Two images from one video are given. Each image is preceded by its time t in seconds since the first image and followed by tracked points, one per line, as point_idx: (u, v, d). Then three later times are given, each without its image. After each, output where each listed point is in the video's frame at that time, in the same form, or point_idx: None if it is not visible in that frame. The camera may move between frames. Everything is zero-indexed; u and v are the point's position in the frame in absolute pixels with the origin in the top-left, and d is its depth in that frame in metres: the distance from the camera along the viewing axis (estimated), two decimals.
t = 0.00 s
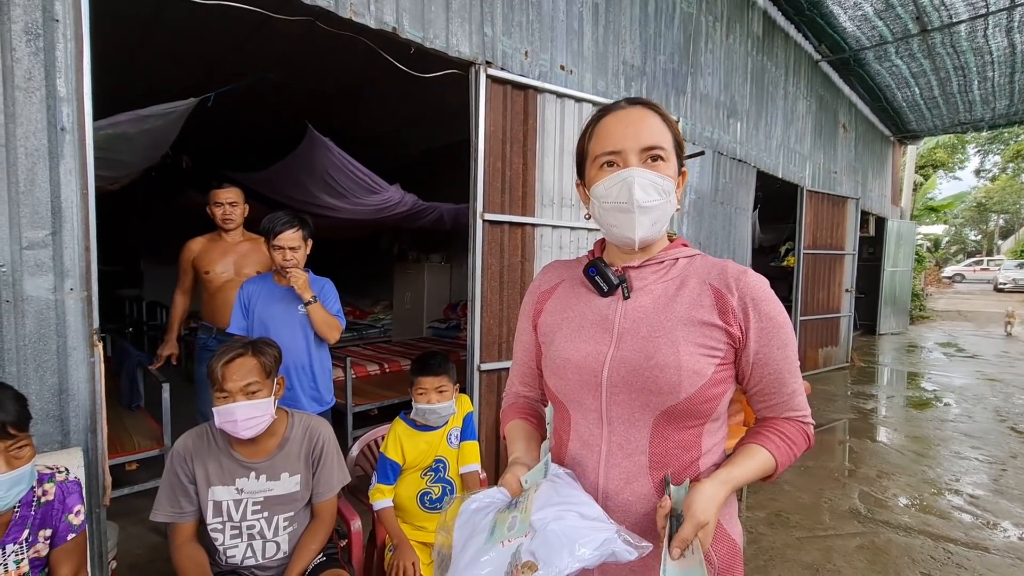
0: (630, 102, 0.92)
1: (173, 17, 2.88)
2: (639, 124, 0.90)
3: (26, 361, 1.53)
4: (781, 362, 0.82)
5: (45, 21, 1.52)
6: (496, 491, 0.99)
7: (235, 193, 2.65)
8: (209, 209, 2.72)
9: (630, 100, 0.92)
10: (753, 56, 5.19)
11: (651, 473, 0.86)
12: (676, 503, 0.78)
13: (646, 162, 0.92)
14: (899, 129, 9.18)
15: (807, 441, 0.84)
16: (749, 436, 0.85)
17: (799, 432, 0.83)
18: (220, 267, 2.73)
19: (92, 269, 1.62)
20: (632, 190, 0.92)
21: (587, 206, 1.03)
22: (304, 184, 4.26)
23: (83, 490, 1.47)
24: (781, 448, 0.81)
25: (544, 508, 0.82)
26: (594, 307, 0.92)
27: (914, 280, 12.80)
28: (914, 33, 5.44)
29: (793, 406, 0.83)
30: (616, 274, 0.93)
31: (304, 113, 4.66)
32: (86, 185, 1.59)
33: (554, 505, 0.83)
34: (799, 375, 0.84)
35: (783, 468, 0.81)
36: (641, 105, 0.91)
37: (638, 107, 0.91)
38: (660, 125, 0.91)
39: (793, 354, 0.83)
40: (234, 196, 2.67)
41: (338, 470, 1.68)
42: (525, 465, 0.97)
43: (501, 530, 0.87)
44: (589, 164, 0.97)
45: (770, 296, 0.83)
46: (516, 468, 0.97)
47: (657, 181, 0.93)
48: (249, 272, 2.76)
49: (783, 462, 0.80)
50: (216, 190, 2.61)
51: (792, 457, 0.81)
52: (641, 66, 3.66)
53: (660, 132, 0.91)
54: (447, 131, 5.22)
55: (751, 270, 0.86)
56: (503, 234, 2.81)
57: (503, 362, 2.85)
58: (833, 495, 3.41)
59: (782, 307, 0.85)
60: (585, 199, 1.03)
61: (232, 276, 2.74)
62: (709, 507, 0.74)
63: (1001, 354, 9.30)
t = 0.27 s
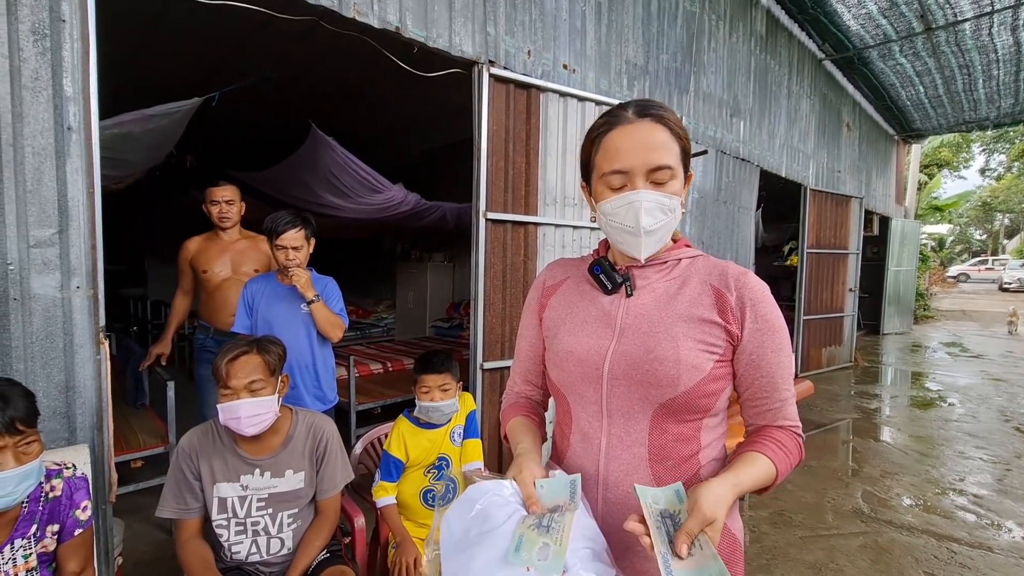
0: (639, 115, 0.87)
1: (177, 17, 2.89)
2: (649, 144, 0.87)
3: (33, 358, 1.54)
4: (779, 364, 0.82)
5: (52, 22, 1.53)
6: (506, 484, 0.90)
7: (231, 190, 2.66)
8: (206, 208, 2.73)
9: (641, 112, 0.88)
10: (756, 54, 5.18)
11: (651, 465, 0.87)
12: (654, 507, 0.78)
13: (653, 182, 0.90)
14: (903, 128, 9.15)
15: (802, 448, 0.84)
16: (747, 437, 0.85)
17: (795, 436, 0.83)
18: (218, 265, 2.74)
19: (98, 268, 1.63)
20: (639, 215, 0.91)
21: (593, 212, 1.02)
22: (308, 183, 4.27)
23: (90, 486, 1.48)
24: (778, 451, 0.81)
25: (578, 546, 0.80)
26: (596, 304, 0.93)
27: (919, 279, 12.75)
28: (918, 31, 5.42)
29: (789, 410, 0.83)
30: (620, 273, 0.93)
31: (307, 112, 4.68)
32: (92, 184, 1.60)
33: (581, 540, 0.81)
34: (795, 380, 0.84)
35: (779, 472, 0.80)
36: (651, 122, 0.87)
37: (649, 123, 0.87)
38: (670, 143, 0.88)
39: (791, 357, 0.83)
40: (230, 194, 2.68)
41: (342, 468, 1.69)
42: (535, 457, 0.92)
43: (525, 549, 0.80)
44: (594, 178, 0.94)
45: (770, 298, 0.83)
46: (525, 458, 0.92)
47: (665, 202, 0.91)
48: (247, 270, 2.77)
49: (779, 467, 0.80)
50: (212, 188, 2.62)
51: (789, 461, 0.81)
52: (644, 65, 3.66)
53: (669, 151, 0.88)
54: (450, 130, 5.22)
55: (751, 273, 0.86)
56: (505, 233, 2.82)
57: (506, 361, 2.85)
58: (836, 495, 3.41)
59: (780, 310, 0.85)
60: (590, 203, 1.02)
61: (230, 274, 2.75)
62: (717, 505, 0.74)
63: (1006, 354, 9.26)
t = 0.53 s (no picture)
0: (646, 124, 0.86)
1: (184, 17, 2.91)
2: (655, 156, 0.85)
3: (45, 355, 1.57)
4: (781, 359, 0.82)
5: (62, 22, 1.55)
6: (533, 500, 0.85)
7: (231, 188, 2.69)
8: (207, 207, 2.75)
9: (647, 120, 0.86)
10: (762, 53, 5.17)
11: (656, 457, 0.87)
12: (655, 508, 0.78)
13: (660, 192, 0.89)
14: (911, 126, 9.09)
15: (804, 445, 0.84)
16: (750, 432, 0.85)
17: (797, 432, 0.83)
18: (220, 264, 2.76)
19: (108, 265, 1.65)
20: (644, 226, 0.91)
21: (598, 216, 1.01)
22: (313, 182, 4.30)
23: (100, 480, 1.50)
24: (781, 445, 0.81)
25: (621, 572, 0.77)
26: (601, 300, 0.93)
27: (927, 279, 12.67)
28: (926, 28, 5.39)
29: (791, 407, 0.83)
30: (625, 270, 0.94)
31: (313, 112, 4.70)
32: (102, 183, 1.62)
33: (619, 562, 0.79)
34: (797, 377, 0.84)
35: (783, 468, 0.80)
36: (657, 133, 0.85)
37: (656, 132, 0.85)
38: (677, 151, 0.87)
39: (792, 353, 0.83)
40: (231, 192, 2.71)
41: (348, 464, 1.70)
42: (555, 455, 0.91)
43: None
44: (601, 187, 0.94)
45: (771, 294, 0.84)
46: (548, 460, 0.89)
47: (671, 212, 0.90)
48: (249, 268, 2.80)
49: (783, 464, 0.79)
50: (213, 186, 2.65)
51: (793, 456, 0.82)
52: (649, 63, 3.65)
53: (676, 160, 0.86)
54: (455, 129, 5.24)
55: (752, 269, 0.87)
56: (510, 232, 2.83)
57: (511, 359, 2.86)
58: (842, 494, 3.40)
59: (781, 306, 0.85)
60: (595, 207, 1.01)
61: (231, 273, 2.77)
62: (721, 503, 0.74)
63: (1015, 354, 9.19)
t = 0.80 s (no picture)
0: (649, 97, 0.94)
1: (192, 17, 2.94)
2: (658, 116, 0.93)
3: (56, 351, 1.59)
4: (787, 355, 0.82)
5: (73, 23, 1.57)
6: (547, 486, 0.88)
7: (234, 188, 2.69)
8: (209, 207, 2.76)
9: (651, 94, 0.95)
10: (769, 50, 5.15)
11: (664, 454, 0.88)
12: (670, 515, 0.78)
13: (663, 152, 0.94)
14: (920, 124, 9.03)
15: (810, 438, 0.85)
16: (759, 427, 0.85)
17: (805, 426, 0.84)
18: (224, 263, 2.79)
19: (118, 262, 1.67)
20: (649, 175, 0.94)
21: (603, 197, 1.04)
22: (320, 182, 4.32)
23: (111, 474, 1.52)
24: (792, 439, 0.81)
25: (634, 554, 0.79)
26: (606, 298, 0.94)
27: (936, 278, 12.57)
28: (935, 25, 5.35)
29: (797, 401, 0.83)
30: (629, 266, 0.94)
31: (319, 111, 4.72)
32: (111, 182, 1.65)
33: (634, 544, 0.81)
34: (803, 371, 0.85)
35: (791, 464, 0.80)
36: (659, 100, 0.93)
37: (658, 101, 0.93)
38: (676, 120, 0.94)
39: (799, 348, 0.84)
40: (233, 191, 2.71)
41: (354, 461, 1.72)
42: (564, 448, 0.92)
43: (584, 554, 0.78)
44: (607, 154, 0.99)
45: (776, 289, 0.84)
46: (560, 453, 0.91)
47: (673, 170, 0.94)
48: (253, 267, 2.82)
49: (791, 460, 0.80)
50: (216, 185, 2.65)
51: (802, 450, 0.82)
52: (655, 61, 3.65)
53: (675, 127, 0.94)
54: (461, 129, 5.25)
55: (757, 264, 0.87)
56: (515, 230, 2.83)
57: (516, 357, 2.87)
58: (848, 493, 3.39)
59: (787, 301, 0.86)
60: (602, 189, 1.05)
61: (237, 272, 2.80)
62: (728, 510, 0.74)
63: None
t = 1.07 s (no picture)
0: (642, 100, 0.91)
1: (197, 17, 2.95)
2: (655, 123, 0.90)
3: (64, 348, 1.60)
4: (789, 350, 0.82)
5: (80, 23, 1.58)
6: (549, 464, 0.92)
7: (236, 186, 2.71)
8: (212, 206, 2.77)
9: (642, 96, 0.91)
10: (774, 48, 5.13)
11: (665, 448, 0.88)
12: (675, 503, 0.79)
13: (662, 161, 0.93)
14: (926, 121, 8.98)
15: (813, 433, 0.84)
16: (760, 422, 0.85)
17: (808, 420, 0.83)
18: (229, 262, 2.80)
19: (124, 260, 1.68)
20: (651, 193, 0.93)
21: (603, 202, 1.04)
22: (324, 180, 4.33)
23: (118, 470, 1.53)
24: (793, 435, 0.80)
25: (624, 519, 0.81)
26: (608, 295, 0.94)
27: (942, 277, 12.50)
28: (942, 22, 5.32)
29: (800, 396, 0.83)
30: (631, 264, 0.94)
31: (323, 110, 4.74)
32: (118, 180, 1.66)
33: (627, 512, 0.83)
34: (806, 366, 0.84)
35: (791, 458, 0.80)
36: (655, 104, 0.90)
37: (653, 106, 0.91)
38: (673, 121, 0.92)
39: (802, 343, 0.83)
40: (235, 189, 2.73)
41: (358, 457, 1.72)
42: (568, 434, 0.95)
43: (576, 517, 0.81)
44: (605, 166, 0.98)
45: (779, 285, 0.83)
46: (563, 438, 0.94)
47: (674, 179, 0.94)
48: (257, 266, 2.84)
49: (791, 454, 0.79)
50: (218, 184, 2.67)
51: (804, 445, 0.81)
52: (659, 59, 3.64)
53: (674, 132, 0.91)
54: (464, 127, 5.26)
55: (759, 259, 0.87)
56: (519, 229, 2.84)
57: (519, 355, 2.87)
58: (853, 492, 3.38)
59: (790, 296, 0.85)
60: (601, 194, 1.04)
61: (241, 271, 2.82)
62: (727, 495, 0.74)
63: None
